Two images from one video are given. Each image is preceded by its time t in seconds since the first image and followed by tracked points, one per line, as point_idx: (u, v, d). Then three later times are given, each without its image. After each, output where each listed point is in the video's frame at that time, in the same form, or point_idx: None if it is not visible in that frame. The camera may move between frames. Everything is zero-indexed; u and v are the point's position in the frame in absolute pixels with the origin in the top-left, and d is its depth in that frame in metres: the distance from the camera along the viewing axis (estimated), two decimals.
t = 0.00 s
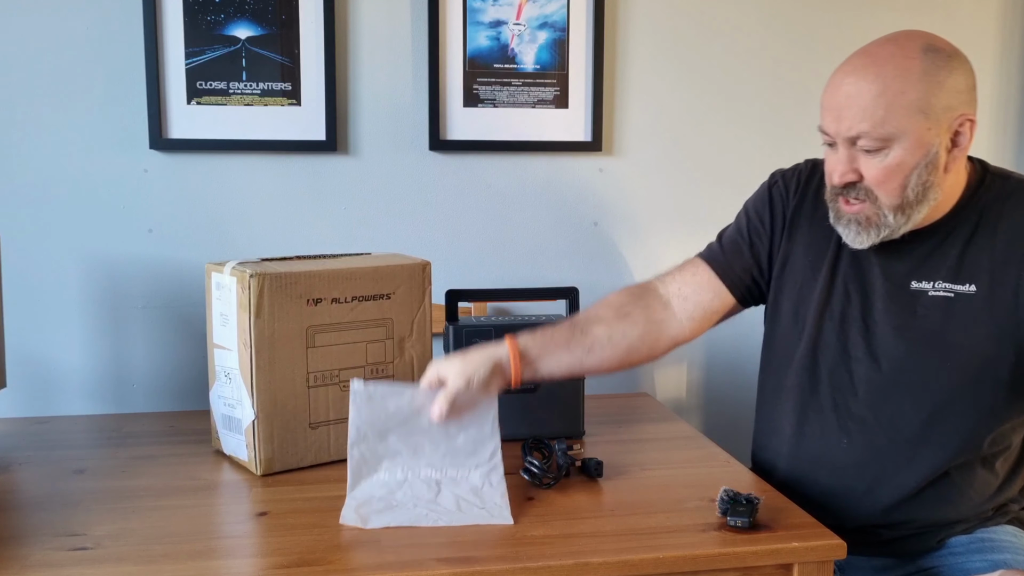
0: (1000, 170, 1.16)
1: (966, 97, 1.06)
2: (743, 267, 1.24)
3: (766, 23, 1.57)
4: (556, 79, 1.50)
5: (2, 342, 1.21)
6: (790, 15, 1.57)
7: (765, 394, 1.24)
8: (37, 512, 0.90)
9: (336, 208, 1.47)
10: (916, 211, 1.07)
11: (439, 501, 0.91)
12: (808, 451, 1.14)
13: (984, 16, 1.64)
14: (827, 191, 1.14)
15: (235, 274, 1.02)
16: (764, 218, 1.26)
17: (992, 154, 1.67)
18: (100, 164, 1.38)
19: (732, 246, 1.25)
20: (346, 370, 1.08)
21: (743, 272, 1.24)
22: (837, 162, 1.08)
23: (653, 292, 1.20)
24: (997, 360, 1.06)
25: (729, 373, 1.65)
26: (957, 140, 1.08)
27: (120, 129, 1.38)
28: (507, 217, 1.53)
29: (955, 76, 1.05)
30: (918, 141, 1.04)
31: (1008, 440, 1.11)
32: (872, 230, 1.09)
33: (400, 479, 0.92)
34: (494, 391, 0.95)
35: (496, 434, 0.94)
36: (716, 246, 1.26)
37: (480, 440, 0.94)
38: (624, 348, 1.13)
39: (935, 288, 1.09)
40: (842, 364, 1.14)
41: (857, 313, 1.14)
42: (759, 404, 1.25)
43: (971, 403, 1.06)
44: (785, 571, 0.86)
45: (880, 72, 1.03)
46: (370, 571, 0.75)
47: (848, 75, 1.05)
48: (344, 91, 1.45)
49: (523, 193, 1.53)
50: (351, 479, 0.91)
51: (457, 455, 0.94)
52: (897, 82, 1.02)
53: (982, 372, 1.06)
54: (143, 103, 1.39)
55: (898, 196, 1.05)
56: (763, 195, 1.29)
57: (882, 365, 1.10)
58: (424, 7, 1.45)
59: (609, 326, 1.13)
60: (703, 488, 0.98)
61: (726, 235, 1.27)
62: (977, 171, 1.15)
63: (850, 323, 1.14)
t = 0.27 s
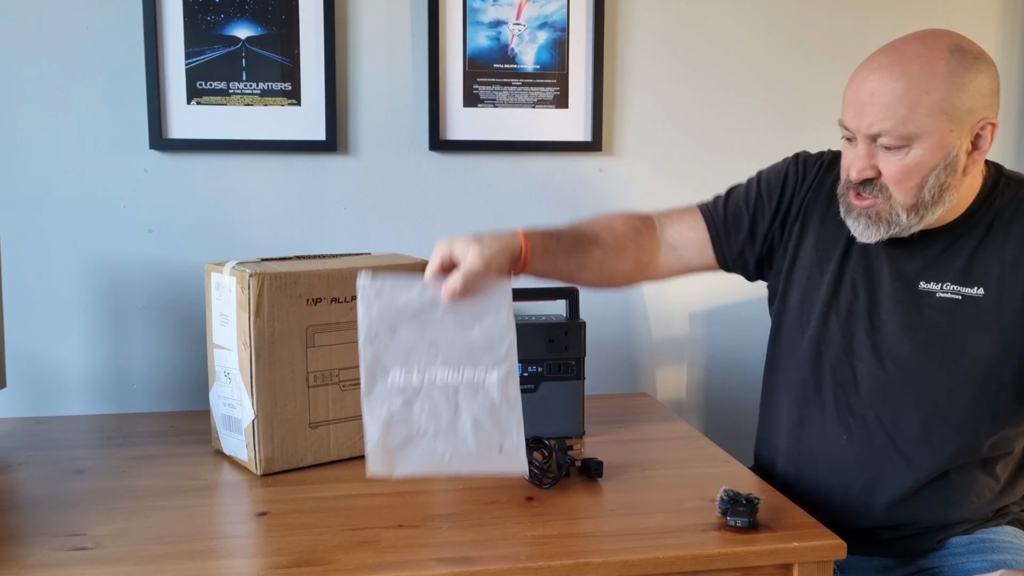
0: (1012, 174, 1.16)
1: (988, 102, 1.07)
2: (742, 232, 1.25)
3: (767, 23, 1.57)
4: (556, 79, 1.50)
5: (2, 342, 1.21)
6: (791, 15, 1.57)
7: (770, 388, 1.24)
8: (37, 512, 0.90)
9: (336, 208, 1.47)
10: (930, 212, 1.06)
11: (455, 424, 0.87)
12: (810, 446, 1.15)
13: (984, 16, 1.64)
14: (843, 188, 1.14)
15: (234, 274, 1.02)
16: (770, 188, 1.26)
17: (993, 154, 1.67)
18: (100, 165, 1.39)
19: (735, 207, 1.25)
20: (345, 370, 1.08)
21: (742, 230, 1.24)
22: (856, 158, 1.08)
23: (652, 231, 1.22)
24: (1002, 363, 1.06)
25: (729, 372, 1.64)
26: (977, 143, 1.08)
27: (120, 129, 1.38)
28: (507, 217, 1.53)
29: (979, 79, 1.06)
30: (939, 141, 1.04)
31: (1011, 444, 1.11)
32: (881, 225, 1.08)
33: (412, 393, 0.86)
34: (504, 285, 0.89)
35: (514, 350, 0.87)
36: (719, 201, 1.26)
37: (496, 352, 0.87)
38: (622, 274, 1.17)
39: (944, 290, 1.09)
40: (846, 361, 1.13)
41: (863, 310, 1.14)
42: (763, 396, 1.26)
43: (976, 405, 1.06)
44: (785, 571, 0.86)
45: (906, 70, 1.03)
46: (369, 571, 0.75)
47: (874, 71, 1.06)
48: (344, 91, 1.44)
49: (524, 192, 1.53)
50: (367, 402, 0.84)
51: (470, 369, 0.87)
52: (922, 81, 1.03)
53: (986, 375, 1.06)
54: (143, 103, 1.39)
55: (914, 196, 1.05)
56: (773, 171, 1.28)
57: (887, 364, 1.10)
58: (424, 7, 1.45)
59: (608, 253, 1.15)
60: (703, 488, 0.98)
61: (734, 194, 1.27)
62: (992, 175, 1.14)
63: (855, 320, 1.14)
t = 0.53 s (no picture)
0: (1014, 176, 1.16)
1: (992, 105, 1.07)
2: (734, 219, 1.27)
3: (767, 23, 1.57)
4: (556, 79, 1.50)
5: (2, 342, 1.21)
6: (791, 15, 1.57)
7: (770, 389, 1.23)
8: (37, 512, 0.90)
9: (336, 208, 1.47)
10: (934, 215, 1.06)
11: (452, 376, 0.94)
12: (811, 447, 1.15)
13: (985, 16, 1.64)
14: (846, 189, 1.14)
15: (235, 274, 1.02)
16: (765, 178, 1.28)
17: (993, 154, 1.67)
18: (100, 164, 1.39)
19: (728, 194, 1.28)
20: (345, 370, 1.08)
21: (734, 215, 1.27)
22: (861, 159, 1.08)
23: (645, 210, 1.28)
24: (1004, 364, 1.06)
25: (729, 372, 1.64)
26: (980, 146, 1.09)
27: (120, 129, 1.38)
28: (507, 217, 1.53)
29: (985, 82, 1.06)
30: (944, 144, 1.04)
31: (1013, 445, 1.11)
32: (886, 228, 1.08)
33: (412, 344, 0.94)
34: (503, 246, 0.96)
35: (508, 309, 0.94)
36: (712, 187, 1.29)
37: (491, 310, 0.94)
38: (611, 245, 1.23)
39: (945, 291, 1.09)
40: (847, 362, 1.14)
41: (864, 311, 1.14)
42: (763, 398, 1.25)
43: (977, 406, 1.06)
44: (785, 571, 0.85)
45: (914, 73, 1.03)
46: (369, 571, 0.75)
47: (881, 72, 1.05)
48: (344, 91, 1.44)
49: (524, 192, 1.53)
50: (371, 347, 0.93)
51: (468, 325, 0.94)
52: (929, 84, 1.02)
53: (988, 376, 1.06)
54: (143, 103, 1.39)
55: (918, 198, 1.05)
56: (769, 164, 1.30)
57: (888, 365, 1.10)
58: (424, 7, 1.45)
59: (599, 225, 1.22)
60: (703, 488, 0.98)
61: (728, 183, 1.29)
62: (993, 175, 1.15)
63: (857, 321, 1.14)
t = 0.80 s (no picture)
0: (1007, 175, 1.16)
1: (984, 104, 1.07)
2: (729, 218, 1.27)
3: (767, 23, 1.57)
4: (556, 79, 1.50)
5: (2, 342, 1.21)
6: (791, 15, 1.57)
7: (768, 390, 1.23)
8: (37, 512, 0.90)
9: (336, 208, 1.47)
10: (927, 213, 1.06)
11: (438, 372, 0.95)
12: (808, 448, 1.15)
13: (984, 16, 1.64)
14: (841, 189, 1.14)
15: (235, 274, 1.02)
16: (760, 178, 1.28)
17: (992, 154, 1.67)
18: (100, 164, 1.39)
19: (723, 193, 1.28)
20: (346, 370, 1.08)
21: (729, 215, 1.27)
22: (854, 159, 1.08)
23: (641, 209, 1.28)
24: (999, 362, 1.06)
25: (729, 372, 1.64)
26: (973, 146, 1.08)
27: (120, 129, 1.39)
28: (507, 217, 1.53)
29: (977, 81, 1.06)
30: (937, 143, 1.04)
31: (1009, 443, 1.11)
32: (880, 228, 1.08)
33: (400, 340, 0.94)
34: (497, 243, 0.97)
35: (498, 308, 0.95)
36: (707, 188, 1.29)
37: (482, 308, 0.95)
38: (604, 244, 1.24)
39: (940, 290, 1.09)
40: (843, 362, 1.14)
41: (860, 311, 1.14)
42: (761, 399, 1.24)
43: (973, 405, 1.06)
44: (785, 571, 0.85)
45: (905, 72, 1.03)
46: (370, 571, 0.75)
47: (872, 73, 1.06)
48: (344, 91, 1.44)
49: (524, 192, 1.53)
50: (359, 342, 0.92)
51: (456, 322, 0.95)
52: (921, 83, 1.03)
53: (984, 374, 1.06)
54: (143, 103, 1.39)
55: (912, 197, 1.05)
56: (763, 166, 1.30)
57: (884, 364, 1.10)
58: (424, 7, 1.45)
59: (594, 225, 1.23)
60: (703, 489, 0.98)
61: (723, 183, 1.29)
62: (985, 175, 1.15)
63: (853, 321, 1.14)
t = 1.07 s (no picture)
0: (1003, 173, 1.15)
1: (974, 102, 1.07)
2: (732, 221, 1.27)
3: (766, 23, 1.57)
4: (556, 79, 1.50)
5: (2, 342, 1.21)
6: (790, 15, 1.57)
7: (767, 388, 1.24)
8: (37, 512, 0.90)
9: (336, 208, 1.47)
10: (917, 212, 1.06)
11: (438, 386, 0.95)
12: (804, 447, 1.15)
13: (984, 15, 1.64)
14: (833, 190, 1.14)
15: (235, 274, 1.02)
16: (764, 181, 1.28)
17: (992, 154, 1.67)
18: (100, 165, 1.38)
19: (728, 198, 1.28)
20: (346, 370, 1.08)
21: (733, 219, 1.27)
22: (844, 160, 1.08)
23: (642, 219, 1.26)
24: (994, 361, 1.05)
25: (729, 372, 1.65)
26: (963, 144, 1.08)
27: (120, 129, 1.38)
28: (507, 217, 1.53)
29: (965, 81, 1.05)
30: (925, 143, 1.04)
31: (1007, 442, 1.11)
32: (873, 228, 1.08)
33: (400, 355, 0.93)
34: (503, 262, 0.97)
35: (501, 323, 0.94)
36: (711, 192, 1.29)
37: (485, 322, 0.95)
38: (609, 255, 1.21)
39: (935, 289, 1.09)
40: (840, 361, 1.14)
41: (856, 310, 1.14)
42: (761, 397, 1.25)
43: (968, 403, 1.06)
44: (785, 571, 0.86)
45: (892, 73, 1.03)
46: (370, 571, 0.75)
47: (861, 74, 1.06)
48: (344, 91, 1.44)
49: (524, 192, 1.53)
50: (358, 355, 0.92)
51: (458, 336, 0.94)
52: (908, 84, 1.03)
53: (979, 373, 1.06)
54: (143, 103, 1.39)
55: (901, 196, 1.05)
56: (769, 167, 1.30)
57: (880, 363, 1.10)
58: (424, 7, 1.45)
59: (599, 235, 1.20)
60: (703, 489, 0.98)
61: (727, 188, 1.29)
62: (982, 175, 1.14)
63: (849, 320, 1.14)
